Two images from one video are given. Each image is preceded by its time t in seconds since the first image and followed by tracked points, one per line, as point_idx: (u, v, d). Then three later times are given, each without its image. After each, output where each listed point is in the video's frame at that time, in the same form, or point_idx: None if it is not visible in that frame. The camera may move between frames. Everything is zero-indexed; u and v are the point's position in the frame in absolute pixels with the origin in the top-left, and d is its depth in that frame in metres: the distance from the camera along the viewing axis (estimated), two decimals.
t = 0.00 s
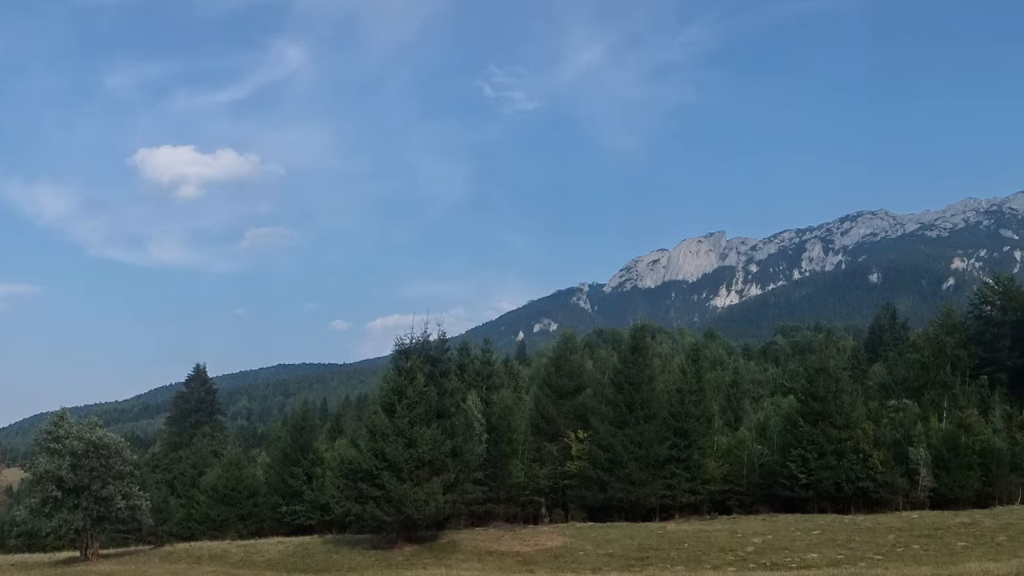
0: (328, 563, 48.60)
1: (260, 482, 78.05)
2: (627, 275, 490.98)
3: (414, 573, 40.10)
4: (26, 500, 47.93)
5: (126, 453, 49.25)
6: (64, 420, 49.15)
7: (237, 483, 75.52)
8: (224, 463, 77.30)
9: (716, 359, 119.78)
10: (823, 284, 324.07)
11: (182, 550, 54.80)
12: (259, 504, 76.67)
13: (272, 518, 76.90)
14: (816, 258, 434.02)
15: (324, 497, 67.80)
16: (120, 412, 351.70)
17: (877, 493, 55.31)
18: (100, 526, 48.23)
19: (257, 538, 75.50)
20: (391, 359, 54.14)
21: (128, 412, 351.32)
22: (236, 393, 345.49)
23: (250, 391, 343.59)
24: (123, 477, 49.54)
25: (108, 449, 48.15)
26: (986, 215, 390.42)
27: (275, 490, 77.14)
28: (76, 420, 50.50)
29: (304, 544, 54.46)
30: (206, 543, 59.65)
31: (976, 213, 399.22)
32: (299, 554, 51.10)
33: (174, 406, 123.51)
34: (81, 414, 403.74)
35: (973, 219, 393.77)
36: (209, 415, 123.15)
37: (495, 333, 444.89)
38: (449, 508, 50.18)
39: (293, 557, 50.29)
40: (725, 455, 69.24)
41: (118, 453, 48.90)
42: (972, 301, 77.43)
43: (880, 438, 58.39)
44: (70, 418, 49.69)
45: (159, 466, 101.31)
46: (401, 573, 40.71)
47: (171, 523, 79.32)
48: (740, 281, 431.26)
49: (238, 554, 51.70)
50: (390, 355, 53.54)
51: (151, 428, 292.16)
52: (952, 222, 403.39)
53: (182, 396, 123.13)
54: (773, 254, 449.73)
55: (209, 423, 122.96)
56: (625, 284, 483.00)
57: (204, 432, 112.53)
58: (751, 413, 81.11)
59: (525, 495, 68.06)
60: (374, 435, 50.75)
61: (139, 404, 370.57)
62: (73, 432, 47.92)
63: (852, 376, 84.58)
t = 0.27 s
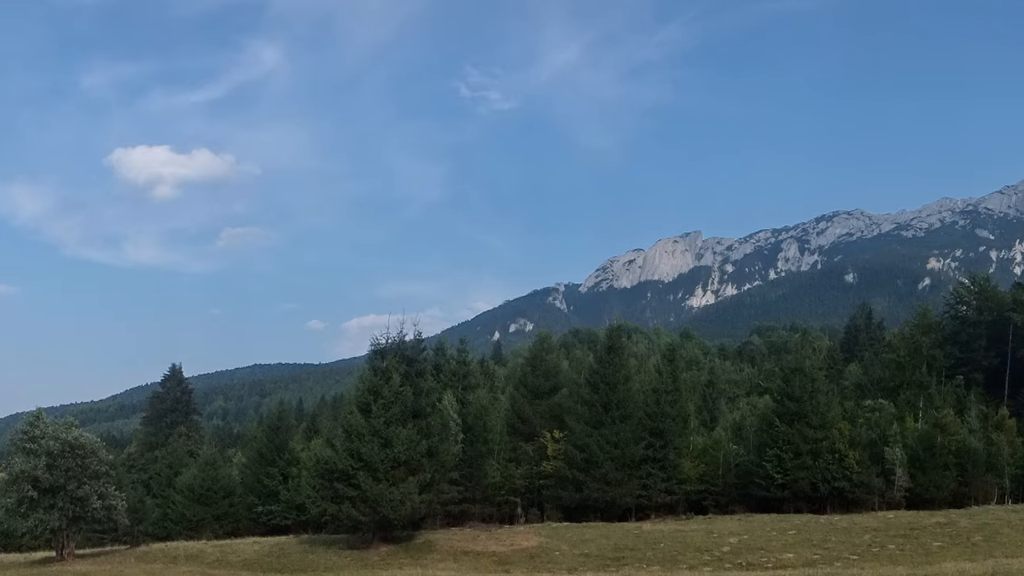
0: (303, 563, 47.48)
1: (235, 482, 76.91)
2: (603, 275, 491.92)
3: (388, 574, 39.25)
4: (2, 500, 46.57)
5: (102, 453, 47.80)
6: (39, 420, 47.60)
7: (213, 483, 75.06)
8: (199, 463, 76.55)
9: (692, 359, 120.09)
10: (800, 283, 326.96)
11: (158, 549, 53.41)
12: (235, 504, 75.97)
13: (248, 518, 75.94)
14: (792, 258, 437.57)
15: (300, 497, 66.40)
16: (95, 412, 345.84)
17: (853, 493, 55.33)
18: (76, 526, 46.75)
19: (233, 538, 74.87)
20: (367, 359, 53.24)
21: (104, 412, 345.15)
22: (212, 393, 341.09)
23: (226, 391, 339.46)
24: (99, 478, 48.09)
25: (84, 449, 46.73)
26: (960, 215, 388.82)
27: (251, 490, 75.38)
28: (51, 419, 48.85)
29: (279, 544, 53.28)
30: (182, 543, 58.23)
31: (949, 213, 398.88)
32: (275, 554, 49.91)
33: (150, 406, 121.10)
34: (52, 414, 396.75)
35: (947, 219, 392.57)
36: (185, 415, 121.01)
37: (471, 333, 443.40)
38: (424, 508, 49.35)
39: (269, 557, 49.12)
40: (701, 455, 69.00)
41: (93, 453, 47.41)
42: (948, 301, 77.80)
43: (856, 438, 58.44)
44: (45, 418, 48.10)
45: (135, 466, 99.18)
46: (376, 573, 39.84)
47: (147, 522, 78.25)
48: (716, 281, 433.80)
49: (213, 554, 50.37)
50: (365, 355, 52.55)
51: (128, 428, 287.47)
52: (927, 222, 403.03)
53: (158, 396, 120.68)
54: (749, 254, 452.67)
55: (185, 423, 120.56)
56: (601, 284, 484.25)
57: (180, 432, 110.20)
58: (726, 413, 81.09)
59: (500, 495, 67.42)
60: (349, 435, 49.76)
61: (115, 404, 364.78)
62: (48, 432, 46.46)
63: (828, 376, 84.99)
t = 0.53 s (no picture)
0: (278, 563, 46.34)
1: (210, 482, 75.20)
2: (578, 275, 492.64)
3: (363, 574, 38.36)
4: None
5: (78, 452, 46.44)
6: (13, 419, 46.41)
7: (188, 483, 73.41)
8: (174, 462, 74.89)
9: (666, 359, 120.29)
10: (774, 283, 329.77)
11: (133, 549, 51.93)
12: (209, 503, 74.32)
13: (222, 518, 74.29)
14: (766, 258, 440.69)
15: (275, 497, 65.23)
16: (71, 412, 339.15)
17: (828, 493, 55.34)
18: (51, 526, 45.54)
19: (207, 538, 73.20)
20: (342, 359, 52.18)
21: (78, 412, 338.88)
22: (186, 393, 336.20)
23: (201, 391, 334.68)
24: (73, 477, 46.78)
25: (59, 449, 45.47)
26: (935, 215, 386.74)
27: (226, 490, 73.93)
28: (25, 419, 47.63)
29: (254, 544, 52.02)
30: (157, 543, 56.75)
31: (924, 213, 396.73)
32: (250, 554, 48.71)
33: (125, 406, 118.61)
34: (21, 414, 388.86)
35: (923, 219, 390.59)
36: (160, 415, 118.54)
37: (446, 333, 441.71)
38: (399, 509, 48.48)
39: (244, 557, 47.93)
40: (676, 455, 68.75)
41: (68, 453, 46.14)
42: (922, 300, 78.18)
43: (830, 438, 58.48)
44: (20, 417, 46.88)
45: (110, 466, 97.03)
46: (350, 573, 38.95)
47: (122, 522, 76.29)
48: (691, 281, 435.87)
49: (188, 554, 49.04)
50: (340, 355, 51.47)
51: (103, 427, 282.12)
52: (902, 222, 401.89)
53: (133, 396, 118.18)
54: (723, 254, 455.58)
55: (160, 423, 118.13)
56: (575, 284, 485.24)
57: (155, 432, 108.05)
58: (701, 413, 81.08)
59: (475, 495, 66.75)
60: (324, 435, 48.78)
61: (90, 404, 358.20)
62: (23, 431, 45.34)
63: (803, 376, 85.44)
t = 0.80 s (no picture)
0: (251, 563, 45.12)
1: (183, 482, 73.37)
2: (551, 275, 492.81)
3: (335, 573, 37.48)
4: None
5: (50, 453, 46.04)
6: None
7: (161, 483, 71.14)
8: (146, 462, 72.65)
9: (639, 359, 120.40)
10: (747, 283, 332.46)
11: (105, 549, 50.33)
12: (182, 503, 72.23)
13: (195, 518, 72.57)
14: (739, 258, 443.53)
15: (248, 497, 63.96)
16: (44, 413, 331.42)
17: (800, 493, 55.37)
18: (23, 526, 44.86)
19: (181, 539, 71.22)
20: (314, 359, 50.83)
21: (50, 412, 331.73)
22: (159, 393, 330.53)
23: (174, 391, 329.11)
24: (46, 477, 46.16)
25: (32, 449, 44.94)
26: (908, 216, 386.78)
27: (199, 490, 72.84)
28: None
29: (227, 544, 50.64)
30: (129, 543, 55.12)
31: (897, 213, 397.01)
32: (223, 554, 47.34)
33: (98, 406, 116.22)
34: None
35: (896, 219, 390.52)
36: (133, 414, 115.95)
37: (419, 333, 439.15)
38: (372, 509, 47.58)
39: (217, 557, 46.61)
40: (648, 456, 68.38)
41: (41, 453, 45.66)
42: (895, 300, 78.66)
43: (803, 438, 58.51)
44: None
45: (83, 466, 94.78)
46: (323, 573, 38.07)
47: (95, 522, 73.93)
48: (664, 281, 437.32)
49: (161, 554, 47.64)
50: (312, 355, 50.26)
51: (73, 428, 276.05)
52: (875, 222, 402.71)
53: (105, 395, 115.71)
54: (696, 254, 458.22)
55: (133, 423, 115.62)
56: (548, 284, 485.57)
57: (129, 432, 105.67)
58: (674, 413, 81.01)
59: (448, 495, 66.04)
60: (297, 435, 47.72)
61: (63, 404, 350.31)
62: None
63: (776, 376, 85.76)
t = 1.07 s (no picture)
0: (223, 563, 43.84)
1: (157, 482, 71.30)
2: (523, 275, 492.66)
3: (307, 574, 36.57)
4: None
5: (22, 453, 44.64)
6: None
7: (134, 483, 69.08)
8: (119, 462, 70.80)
9: (610, 359, 120.45)
10: (719, 283, 335.07)
11: (78, 549, 48.85)
12: (154, 503, 70.09)
13: (168, 518, 70.52)
14: (711, 258, 446.52)
15: (219, 497, 62.50)
16: (13, 414, 323.50)
17: (772, 493, 55.35)
18: None
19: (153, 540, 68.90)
20: (285, 359, 49.47)
21: (20, 412, 324.05)
22: (131, 393, 324.35)
23: (146, 391, 322.95)
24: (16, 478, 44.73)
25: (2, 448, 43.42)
26: (879, 215, 390.22)
27: (171, 490, 71.49)
28: None
29: (199, 544, 49.13)
30: (101, 543, 53.46)
31: (869, 213, 400.99)
32: (195, 554, 45.87)
33: (69, 406, 113.16)
34: None
35: (867, 219, 395.32)
36: (105, 414, 113.24)
37: (390, 333, 436.07)
38: (344, 509, 46.60)
39: (189, 557, 45.24)
40: (620, 455, 67.97)
41: (13, 453, 44.20)
42: (867, 301, 79.26)
43: (775, 438, 58.51)
44: None
45: (54, 466, 92.01)
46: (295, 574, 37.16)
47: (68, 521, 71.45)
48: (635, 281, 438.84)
49: (134, 554, 46.23)
50: (283, 355, 49.08)
51: (39, 430, 269.72)
52: (846, 222, 406.42)
53: (77, 395, 112.96)
54: (668, 254, 460.69)
55: (105, 423, 112.82)
56: (520, 284, 485.27)
57: (99, 431, 102.85)
58: (647, 413, 80.85)
59: (420, 495, 65.17)
60: (268, 435, 46.62)
61: (35, 404, 342.32)
62: None
63: (749, 376, 86.02)
